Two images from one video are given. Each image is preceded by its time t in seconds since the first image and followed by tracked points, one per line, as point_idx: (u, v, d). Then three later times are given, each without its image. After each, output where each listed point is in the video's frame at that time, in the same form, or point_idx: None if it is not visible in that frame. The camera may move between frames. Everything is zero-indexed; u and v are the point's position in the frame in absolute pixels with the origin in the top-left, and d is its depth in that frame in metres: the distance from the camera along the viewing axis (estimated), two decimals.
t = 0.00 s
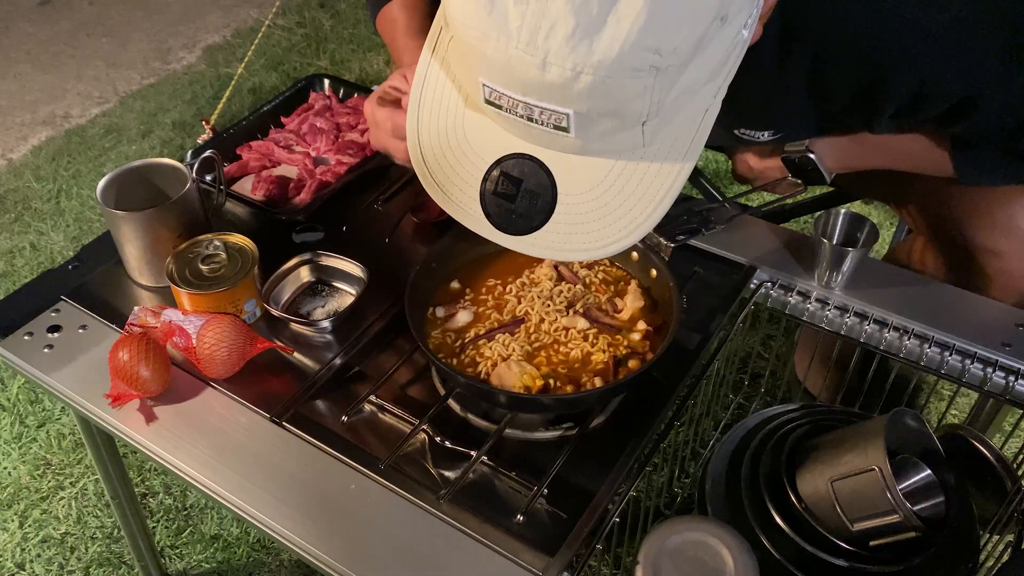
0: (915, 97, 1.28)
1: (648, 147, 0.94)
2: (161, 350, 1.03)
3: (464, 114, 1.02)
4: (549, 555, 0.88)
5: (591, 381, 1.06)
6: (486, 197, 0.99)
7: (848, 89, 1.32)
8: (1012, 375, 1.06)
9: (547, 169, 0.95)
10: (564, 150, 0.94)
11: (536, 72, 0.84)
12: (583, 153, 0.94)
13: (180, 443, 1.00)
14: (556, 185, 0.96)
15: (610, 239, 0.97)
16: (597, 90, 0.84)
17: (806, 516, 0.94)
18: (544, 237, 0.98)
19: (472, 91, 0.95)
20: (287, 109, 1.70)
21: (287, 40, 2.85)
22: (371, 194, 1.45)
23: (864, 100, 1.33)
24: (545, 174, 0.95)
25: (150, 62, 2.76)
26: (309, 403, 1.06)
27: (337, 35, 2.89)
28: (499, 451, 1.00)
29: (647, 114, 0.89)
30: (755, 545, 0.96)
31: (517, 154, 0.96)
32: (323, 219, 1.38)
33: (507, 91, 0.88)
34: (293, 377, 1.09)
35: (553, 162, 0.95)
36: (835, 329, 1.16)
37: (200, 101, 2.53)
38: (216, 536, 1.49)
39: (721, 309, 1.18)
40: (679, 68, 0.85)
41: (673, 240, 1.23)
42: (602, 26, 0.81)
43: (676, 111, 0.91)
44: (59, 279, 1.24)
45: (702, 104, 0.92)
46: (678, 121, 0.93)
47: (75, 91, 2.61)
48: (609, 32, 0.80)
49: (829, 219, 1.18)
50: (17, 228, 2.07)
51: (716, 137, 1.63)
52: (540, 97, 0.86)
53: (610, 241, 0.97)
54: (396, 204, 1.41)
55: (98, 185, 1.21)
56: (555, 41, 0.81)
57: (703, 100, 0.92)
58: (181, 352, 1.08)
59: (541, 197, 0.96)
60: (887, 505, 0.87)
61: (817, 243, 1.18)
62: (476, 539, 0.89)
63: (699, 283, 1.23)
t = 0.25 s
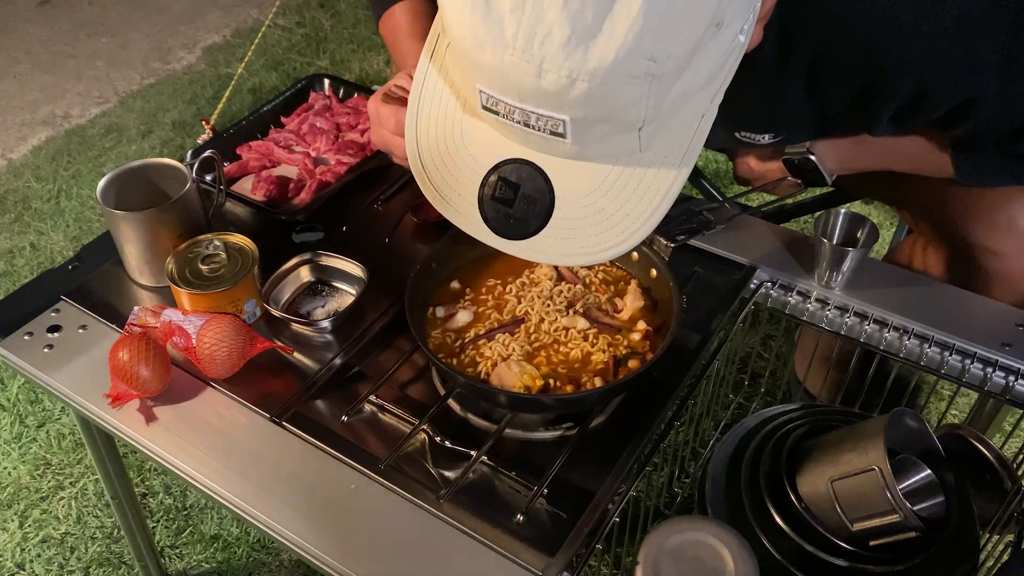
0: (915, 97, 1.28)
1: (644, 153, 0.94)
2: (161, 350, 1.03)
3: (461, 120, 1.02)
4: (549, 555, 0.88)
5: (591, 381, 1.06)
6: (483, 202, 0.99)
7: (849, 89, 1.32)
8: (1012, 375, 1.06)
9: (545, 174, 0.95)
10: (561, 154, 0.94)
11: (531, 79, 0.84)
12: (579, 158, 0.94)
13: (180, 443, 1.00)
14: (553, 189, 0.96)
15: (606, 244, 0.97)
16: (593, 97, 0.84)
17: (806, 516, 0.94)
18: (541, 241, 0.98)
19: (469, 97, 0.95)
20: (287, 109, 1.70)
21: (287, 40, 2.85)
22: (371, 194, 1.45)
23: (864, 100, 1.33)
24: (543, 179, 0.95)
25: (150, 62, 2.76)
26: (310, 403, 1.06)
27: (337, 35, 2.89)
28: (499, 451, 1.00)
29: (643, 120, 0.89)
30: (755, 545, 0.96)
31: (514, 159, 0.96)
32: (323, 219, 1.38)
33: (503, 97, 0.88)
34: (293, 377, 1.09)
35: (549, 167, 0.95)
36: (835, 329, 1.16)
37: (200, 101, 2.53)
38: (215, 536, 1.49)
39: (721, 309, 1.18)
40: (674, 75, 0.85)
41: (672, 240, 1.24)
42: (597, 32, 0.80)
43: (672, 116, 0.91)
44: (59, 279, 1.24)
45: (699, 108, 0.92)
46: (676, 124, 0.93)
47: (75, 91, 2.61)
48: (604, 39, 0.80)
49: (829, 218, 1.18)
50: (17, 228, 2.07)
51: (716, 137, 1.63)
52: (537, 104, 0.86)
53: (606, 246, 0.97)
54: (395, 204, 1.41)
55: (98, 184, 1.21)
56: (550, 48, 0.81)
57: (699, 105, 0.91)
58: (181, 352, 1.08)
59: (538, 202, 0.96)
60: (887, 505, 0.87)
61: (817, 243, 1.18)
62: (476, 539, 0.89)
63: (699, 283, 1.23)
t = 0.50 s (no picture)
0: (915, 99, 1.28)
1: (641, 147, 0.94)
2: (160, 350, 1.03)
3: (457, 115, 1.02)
4: (549, 556, 0.88)
5: (591, 381, 1.06)
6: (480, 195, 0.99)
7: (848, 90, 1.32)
8: (1012, 375, 1.06)
9: (541, 167, 0.95)
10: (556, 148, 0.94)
11: (524, 71, 0.84)
12: (575, 151, 0.94)
13: (180, 443, 1.00)
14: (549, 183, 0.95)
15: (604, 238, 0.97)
16: (588, 88, 0.84)
17: (806, 516, 0.95)
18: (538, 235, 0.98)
19: (465, 90, 0.95)
20: (287, 109, 1.70)
21: (287, 40, 2.85)
22: (370, 194, 1.45)
23: (863, 101, 1.33)
24: (539, 172, 0.95)
25: (150, 62, 2.76)
26: (309, 403, 1.06)
27: (337, 35, 2.89)
28: (499, 451, 1.00)
29: (638, 113, 0.89)
30: (755, 545, 0.96)
31: (510, 153, 0.96)
32: (323, 220, 1.38)
33: (498, 89, 0.88)
34: (293, 377, 1.09)
35: (546, 161, 0.95)
36: (835, 329, 1.16)
37: (200, 101, 2.53)
38: (215, 536, 1.50)
39: (720, 310, 1.18)
40: (669, 67, 0.85)
41: (672, 240, 1.23)
42: (589, 24, 0.80)
43: (668, 110, 0.90)
44: (59, 279, 1.24)
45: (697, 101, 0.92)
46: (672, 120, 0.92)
47: (75, 91, 2.61)
48: (596, 31, 0.80)
49: (829, 218, 1.18)
50: (17, 228, 2.07)
51: (716, 137, 1.63)
52: (531, 96, 0.86)
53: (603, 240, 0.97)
54: (395, 204, 1.41)
55: (98, 185, 1.21)
56: (543, 38, 0.81)
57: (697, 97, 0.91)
58: (181, 352, 1.08)
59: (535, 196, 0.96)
60: (887, 505, 0.87)
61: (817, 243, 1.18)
62: (477, 539, 0.89)
63: (698, 284, 1.23)
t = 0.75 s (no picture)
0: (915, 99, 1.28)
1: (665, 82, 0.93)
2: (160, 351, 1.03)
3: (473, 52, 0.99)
4: (549, 556, 0.87)
5: (591, 381, 1.06)
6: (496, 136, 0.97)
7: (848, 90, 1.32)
8: (1012, 375, 1.06)
9: (561, 105, 0.93)
10: (578, 82, 0.93)
11: None
12: (598, 87, 0.93)
13: (180, 443, 1.00)
14: (569, 122, 0.94)
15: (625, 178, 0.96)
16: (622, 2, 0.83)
17: (806, 516, 0.94)
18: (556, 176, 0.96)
19: (489, 18, 0.94)
20: (286, 109, 1.70)
21: (287, 40, 2.85)
22: (370, 194, 1.45)
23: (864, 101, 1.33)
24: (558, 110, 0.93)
25: (150, 62, 2.76)
26: (309, 404, 1.06)
27: (337, 35, 2.89)
28: (499, 452, 1.00)
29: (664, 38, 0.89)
30: (755, 545, 0.96)
31: (530, 90, 0.94)
32: (323, 220, 1.38)
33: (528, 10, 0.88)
34: (293, 377, 1.08)
35: (566, 98, 0.94)
36: (835, 329, 1.16)
37: (200, 101, 2.53)
38: (215, 536, 1.49)
39: (721, 310, 1.18)
40: None
41: (672, 239, 1.26)
42: None
43: (694, 42, 0.91)
44: (59, 280, 1.24)
45: (721, 37, 0.92)
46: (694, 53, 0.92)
47: (75, 91, 2.61)
48: None
49: (829, 219, 1.18)
50: (17, 228, 2.07)
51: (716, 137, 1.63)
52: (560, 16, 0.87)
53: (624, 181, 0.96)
54: (395, 205, 1.41)
55: (98, 185, 1.21)
56: None
57: (722, 34, 0.91)
58: (181, 352, 1.08)
59: (552, 138, 0.94)
60: (887, 505, 0.87)
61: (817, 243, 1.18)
62: (477, 540, 0.89)
63: (698, 284, 1.23)
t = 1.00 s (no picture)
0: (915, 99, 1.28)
1: None
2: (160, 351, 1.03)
3: None
4: (549, 556, 0.87)
5: (591, 381, 1.06)
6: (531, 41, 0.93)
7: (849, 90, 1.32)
8: (1012, 375, 1.06)
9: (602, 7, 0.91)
10: None
11: None
12: None
13: (180, 443, 1.00)
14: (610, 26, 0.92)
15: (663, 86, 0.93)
16: None
17: (806, 516, 0.94)
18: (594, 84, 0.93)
19: None
20: (286, 109, 1.69)
21: (287, 40, 2.85)
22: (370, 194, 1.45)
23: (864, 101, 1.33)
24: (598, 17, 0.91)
25: (150, 62, 2.76)
26: (310, 403, 1.06)
27: (337, 35, 2.89)
28: (499, 452, 1.00)
29: None
30: (755, 544, 0.96)
31: None
32: (323, 220, 1.38)
33: None
34: (293, 377, 1.08)
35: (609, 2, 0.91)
36: (835, 329, 1.16)
37: (200, 101, 2.53)
38: (215, 536, 1.49)
39: (721, 310, 1.18)
40: None
41: (672, 239, 1.27)
42: None
43: None
44: (59, 280, 1.24)
45: None
46: None
47: (75, 91, 2.61)
48: None
49: (829, 219, 1.18)
50: (17, 228, 2.07)
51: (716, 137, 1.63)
52: None
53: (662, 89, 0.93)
54: (395, 205, 1.41)
55: (98, 185, 1.21)
56: None
57: None
58: (180, 352, 1.08)
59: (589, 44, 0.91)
60: (887, 505, 0.87)
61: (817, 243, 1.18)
62: (477, 540, 0.89)
63: (698, 284, 1.23)
